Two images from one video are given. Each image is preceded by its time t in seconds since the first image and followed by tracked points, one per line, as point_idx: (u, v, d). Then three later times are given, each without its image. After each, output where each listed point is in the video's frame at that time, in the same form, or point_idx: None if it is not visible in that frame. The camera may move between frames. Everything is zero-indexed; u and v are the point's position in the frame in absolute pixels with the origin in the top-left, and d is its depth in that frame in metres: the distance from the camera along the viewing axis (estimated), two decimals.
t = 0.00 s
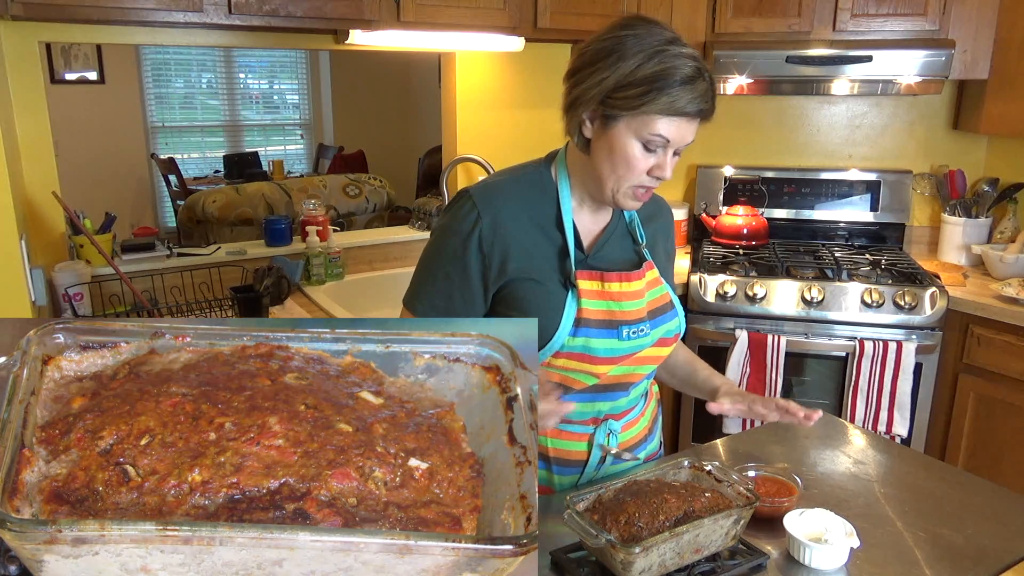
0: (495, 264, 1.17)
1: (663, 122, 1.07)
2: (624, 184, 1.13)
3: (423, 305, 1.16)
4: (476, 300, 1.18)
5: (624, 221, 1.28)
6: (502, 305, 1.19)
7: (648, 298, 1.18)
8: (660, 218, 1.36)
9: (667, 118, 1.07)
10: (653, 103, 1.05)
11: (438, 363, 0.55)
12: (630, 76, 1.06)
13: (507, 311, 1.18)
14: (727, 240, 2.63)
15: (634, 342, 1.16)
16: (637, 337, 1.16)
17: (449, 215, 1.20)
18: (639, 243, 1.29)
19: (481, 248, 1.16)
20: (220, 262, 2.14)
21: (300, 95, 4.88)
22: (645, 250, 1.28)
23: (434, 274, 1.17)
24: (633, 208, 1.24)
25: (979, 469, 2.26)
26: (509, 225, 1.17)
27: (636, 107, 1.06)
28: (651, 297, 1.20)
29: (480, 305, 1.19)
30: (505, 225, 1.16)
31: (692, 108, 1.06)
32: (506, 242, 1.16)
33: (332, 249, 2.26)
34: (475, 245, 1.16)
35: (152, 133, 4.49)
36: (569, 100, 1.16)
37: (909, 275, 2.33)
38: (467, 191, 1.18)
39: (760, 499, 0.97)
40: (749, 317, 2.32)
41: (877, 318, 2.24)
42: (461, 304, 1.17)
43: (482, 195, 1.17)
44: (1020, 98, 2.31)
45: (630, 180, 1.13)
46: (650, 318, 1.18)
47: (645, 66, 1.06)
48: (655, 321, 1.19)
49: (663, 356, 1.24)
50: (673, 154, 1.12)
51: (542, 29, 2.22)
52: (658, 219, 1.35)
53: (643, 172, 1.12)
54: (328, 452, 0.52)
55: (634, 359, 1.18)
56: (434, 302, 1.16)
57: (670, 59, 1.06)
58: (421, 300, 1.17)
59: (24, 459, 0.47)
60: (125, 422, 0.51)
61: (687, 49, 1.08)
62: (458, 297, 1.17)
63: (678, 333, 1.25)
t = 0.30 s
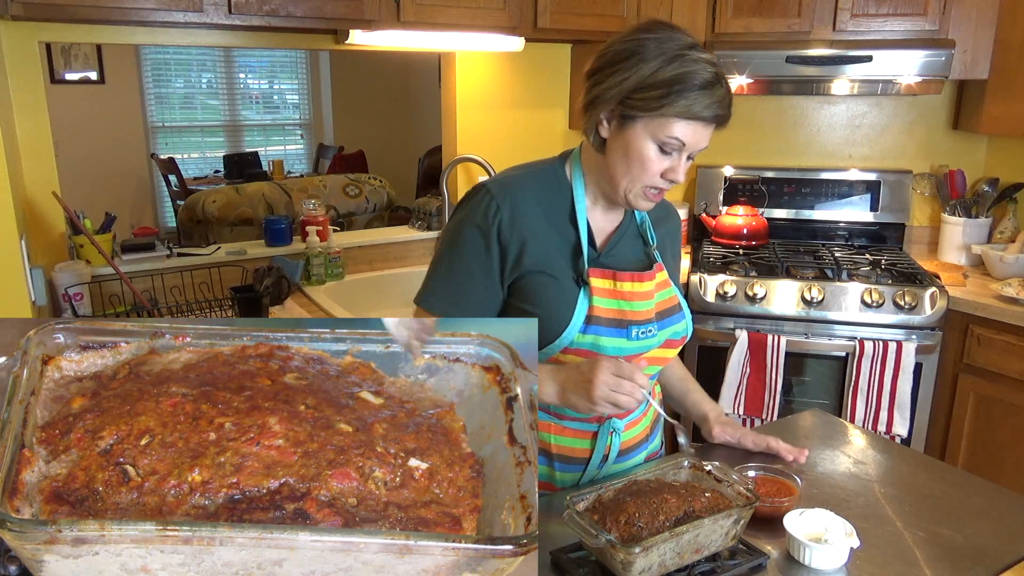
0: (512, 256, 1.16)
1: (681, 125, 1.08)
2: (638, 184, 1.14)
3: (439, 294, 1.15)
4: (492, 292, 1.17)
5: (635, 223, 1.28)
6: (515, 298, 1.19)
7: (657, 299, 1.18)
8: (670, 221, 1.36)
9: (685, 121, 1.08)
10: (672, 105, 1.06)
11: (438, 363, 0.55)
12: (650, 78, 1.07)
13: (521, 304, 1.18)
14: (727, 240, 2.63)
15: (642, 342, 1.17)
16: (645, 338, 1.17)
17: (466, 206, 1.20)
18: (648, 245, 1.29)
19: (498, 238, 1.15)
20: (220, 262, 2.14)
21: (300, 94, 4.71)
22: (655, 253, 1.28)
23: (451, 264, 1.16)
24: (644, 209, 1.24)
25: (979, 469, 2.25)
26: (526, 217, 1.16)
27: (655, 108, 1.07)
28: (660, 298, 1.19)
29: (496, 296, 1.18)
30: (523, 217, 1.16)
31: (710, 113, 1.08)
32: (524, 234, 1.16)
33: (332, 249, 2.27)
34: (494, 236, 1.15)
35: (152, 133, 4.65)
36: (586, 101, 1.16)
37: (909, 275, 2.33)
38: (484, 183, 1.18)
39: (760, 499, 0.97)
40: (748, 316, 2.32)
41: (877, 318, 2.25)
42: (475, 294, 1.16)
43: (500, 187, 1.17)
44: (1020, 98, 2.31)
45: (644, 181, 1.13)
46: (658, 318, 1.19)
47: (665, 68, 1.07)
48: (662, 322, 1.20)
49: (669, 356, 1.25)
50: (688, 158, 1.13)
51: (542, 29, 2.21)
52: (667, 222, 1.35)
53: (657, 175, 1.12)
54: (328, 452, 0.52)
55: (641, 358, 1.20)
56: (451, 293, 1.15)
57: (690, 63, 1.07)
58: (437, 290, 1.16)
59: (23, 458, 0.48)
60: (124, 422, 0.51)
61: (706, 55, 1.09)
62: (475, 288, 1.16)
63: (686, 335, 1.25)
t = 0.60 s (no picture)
0: (524, 253, 1.17)
1: (694, 130, 1.09)
2: (647, 186, 1.15)
3: (454, 292, 1.13)
4: (507, 290, 1.15)
5: (639, 224, 1.28)
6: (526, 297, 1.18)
7: (660, 300, 1.17)
8: (671, 223, 1.36)
9: (699, 126, 1.09)
10: (688, 111, 1.07)
11: (438, 363, 0.54)
12: (667, 81, 1.08)
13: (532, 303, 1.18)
14: (727, 240, 2.63)
15: (647, 343, 1.16)
16: (650, 339, 1.16)
17: (477, 203, 1.18)
18: (652, 246, 1.28)
19: (511, 236, 1.15)
20: (220, 262, 2.14)
21: (300, 94, 4.78)
22: (658, 254, 1.27)
23: (465, 261, 1.14)
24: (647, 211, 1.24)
25: (979, 469, 2.25)
26: (538, 216, 1.16)
27: (671, 112, 1.08)
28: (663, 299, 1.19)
29: (509, 296, 1.16)
30: (536, 216, 1.16)
31: (722, 120, 1.09)
32: (536, 232, 1.16)
33: (332, 249, 2.27)
34: (507, 234, 1.15)
35: (153, 133, 4.63)
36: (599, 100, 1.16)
37: (909, 275, 2.33)
38: (496, 181, 1.18)
39: (759, 499, 0.97)
40: (748, 317, 2.32)
41: (877, 318, 2.25)
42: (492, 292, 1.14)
43: (513, 185, 1.17)
44: (1020, 98, 2.31)
45: (653, 183, 1.14)
46: (661, 319, 1.18)
47: (683, 73, 1.07)
48: (665, 323, 1.19)
49: (672, 356, 1.25)
50: (697, 161, 1.15)
51: (542, 29, 2.21)
52: (669, 223, 1.36)
53: (666, 177, 1.14)
54: (328, 451, 0.52)
55: (647, 359, 1.18)
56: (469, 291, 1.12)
57: (707, 69, 1.08)
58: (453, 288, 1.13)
59: (23, 458, 0.48)
60: (124, 422, 0.51)
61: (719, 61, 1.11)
62: (492, 286, 1.13)
63: (688, 335, 1.24)
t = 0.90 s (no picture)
0: (530, 253, 1.16)
1: (702, 134, 1.10)
2: (652, 188, 1.15)
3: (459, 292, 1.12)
4: (513, 290, 1.14)
5: (640, 226, 1.28)
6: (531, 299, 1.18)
7: (662, 301, 1.18)
8: (671, 224, 1.36)
9: (707, 130, 1.10)
10: (698, 115, 1.08)
11: (438, 363, 0.54)
12: (678, 85, 1.08)
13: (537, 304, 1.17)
14: (727, 240, 2.63)
15: (649, 344, 1.17)
16: (653, 340, 1.17)
17: (483, 205, 1.18)
18: (654, 247, 1.28)
19: (517, 236, 1.15)
20: (220, 262, 2.14)
21: (299, 95, 4.65)
22: (660, 255, 1.27)
23: (471, 260, 1.13)
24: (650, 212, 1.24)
25: (979, 469, 2.25)
26: (543, 216, 1.16)
27: (681, 116, 1.08)
28: (666, 300, 1.20)
29: (515, 296, 1.15)
30: (540, 216, 1.16)
31: (730, 125, 1.10)
32: (541, 232, 1.16)
33: (332, 249, 2.27)
34: (513, 234, 1.15)
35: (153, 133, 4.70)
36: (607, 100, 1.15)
37: (909, 275, 2.33)
38: (502, 181, 1.18)
39: (760, 499, 0.97)
40: (749, 317, 2.32)
41: (877, 318, 2.25)
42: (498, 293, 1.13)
43: (519, 186, 1.17)
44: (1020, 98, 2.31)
45: (659, 185, 1.15)
46: (663, 321, 1.19)
47: (694, 77, 1.08)
48: (667, 324, 1.20)
49: (673, 357, 1.25)
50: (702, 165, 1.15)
51: (542, 29, 2.21)
52: (669, 224, 1.36)
53: (672, 179, 1.14)
54: (328, 451, 0.52)
55: (647, 359, 1.19)
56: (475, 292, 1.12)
57: (717, 73, 1.08)
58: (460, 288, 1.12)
59: (23, 459, 0.48)
60: (125, 422, 0.51)
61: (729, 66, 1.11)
62: (498, 286, 1.13)
63: (690, 336, 1.25)
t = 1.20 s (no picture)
0: (529, 252, 1.16)
1: (701, 132, 1.10)
2: (652, 188, 1.15)
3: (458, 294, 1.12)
4: (513, 290, 1.14)
5: (639, 226, 1.28)
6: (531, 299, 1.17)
7: (662, 302, 1.19)
8: (671, 223, 1.36)
9: (706, 129, 1.09)
10: (697, 113, 1.08)
11: (438, 363, 0.54)
12: (676, 83, 1.08)
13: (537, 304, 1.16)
14: (727, 240, 2.63)
15: (648, 345, 1.18)
16: (652, 340, 1.18)
17: (482, 205, 1.18)
18: (654, 247, 1.29)
19: (516, 236, 1.14)
20: (219, 262, 2.14)
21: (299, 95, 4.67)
22: (659, 255, 1.28)
23: (470, 261, 1.13)
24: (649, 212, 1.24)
25: (979, 469, 2.25)
26: (543, 216, 1.16)
27: (679, 114, 1.08)
28: (665, 300, 1.21)
29: (515, 296, 1.15)
30: (540, 215, 1.16)
31: (729, 123, 1.10)
32: (540, 232, 1.16)
33: (332, 249, 2.27)
34: (512, 233, 1.14)
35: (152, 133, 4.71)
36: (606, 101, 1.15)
37: (909, 275, 2.33)
38: (501, 181, 1.17)
39: (759, 499, 0.97)
40: (749, 317, 2.32)
41: (877, 318, 2.25)
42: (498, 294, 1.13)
43: (518, 186, 1.16)
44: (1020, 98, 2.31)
45: (658, 185, 1.14)
46: (663, 321, 1.20)
47: (692, 76, 1.08)
48: (666, 325, 1.21)
49: (673, 357, 1.25)
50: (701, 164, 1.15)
51: (542, 29, 2.21)
52: (669, 224, 1.36)
53: (671, 179, 1.14)
54: (328, 452, 0.52)
55: (647, 360, 1.20)
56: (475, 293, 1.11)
57: (715, 72, 1.08)
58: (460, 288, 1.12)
59: (23, 459, 0.48)
60: (125, 422, 0.51)
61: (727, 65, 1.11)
62: (497, 287, 1.13)
63: (689, 336, 1.25)
